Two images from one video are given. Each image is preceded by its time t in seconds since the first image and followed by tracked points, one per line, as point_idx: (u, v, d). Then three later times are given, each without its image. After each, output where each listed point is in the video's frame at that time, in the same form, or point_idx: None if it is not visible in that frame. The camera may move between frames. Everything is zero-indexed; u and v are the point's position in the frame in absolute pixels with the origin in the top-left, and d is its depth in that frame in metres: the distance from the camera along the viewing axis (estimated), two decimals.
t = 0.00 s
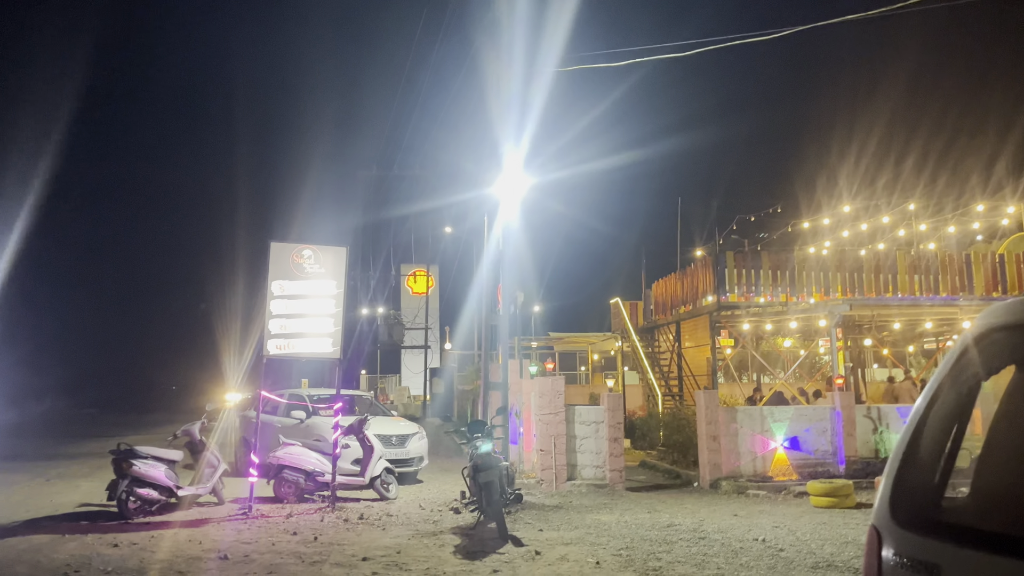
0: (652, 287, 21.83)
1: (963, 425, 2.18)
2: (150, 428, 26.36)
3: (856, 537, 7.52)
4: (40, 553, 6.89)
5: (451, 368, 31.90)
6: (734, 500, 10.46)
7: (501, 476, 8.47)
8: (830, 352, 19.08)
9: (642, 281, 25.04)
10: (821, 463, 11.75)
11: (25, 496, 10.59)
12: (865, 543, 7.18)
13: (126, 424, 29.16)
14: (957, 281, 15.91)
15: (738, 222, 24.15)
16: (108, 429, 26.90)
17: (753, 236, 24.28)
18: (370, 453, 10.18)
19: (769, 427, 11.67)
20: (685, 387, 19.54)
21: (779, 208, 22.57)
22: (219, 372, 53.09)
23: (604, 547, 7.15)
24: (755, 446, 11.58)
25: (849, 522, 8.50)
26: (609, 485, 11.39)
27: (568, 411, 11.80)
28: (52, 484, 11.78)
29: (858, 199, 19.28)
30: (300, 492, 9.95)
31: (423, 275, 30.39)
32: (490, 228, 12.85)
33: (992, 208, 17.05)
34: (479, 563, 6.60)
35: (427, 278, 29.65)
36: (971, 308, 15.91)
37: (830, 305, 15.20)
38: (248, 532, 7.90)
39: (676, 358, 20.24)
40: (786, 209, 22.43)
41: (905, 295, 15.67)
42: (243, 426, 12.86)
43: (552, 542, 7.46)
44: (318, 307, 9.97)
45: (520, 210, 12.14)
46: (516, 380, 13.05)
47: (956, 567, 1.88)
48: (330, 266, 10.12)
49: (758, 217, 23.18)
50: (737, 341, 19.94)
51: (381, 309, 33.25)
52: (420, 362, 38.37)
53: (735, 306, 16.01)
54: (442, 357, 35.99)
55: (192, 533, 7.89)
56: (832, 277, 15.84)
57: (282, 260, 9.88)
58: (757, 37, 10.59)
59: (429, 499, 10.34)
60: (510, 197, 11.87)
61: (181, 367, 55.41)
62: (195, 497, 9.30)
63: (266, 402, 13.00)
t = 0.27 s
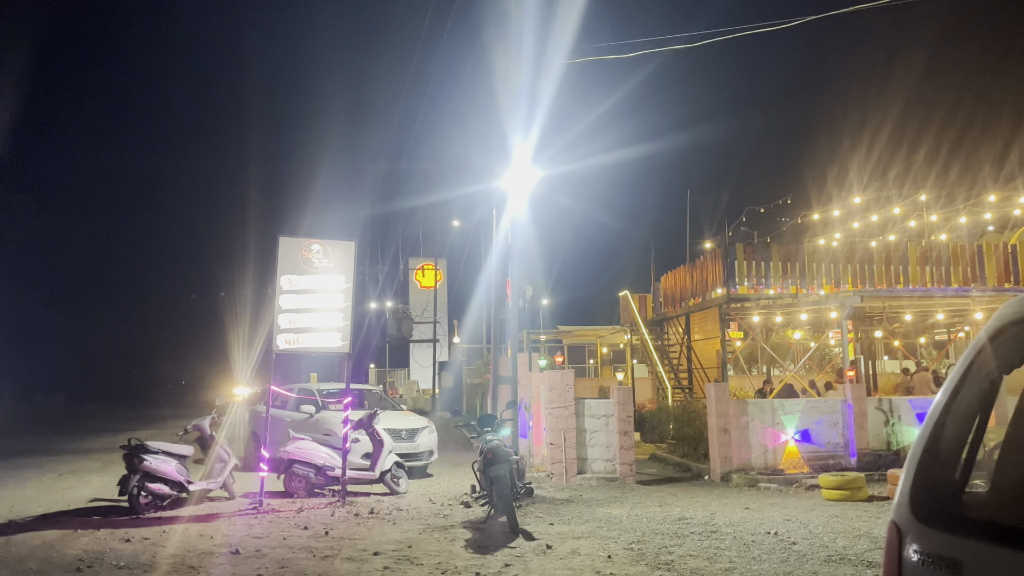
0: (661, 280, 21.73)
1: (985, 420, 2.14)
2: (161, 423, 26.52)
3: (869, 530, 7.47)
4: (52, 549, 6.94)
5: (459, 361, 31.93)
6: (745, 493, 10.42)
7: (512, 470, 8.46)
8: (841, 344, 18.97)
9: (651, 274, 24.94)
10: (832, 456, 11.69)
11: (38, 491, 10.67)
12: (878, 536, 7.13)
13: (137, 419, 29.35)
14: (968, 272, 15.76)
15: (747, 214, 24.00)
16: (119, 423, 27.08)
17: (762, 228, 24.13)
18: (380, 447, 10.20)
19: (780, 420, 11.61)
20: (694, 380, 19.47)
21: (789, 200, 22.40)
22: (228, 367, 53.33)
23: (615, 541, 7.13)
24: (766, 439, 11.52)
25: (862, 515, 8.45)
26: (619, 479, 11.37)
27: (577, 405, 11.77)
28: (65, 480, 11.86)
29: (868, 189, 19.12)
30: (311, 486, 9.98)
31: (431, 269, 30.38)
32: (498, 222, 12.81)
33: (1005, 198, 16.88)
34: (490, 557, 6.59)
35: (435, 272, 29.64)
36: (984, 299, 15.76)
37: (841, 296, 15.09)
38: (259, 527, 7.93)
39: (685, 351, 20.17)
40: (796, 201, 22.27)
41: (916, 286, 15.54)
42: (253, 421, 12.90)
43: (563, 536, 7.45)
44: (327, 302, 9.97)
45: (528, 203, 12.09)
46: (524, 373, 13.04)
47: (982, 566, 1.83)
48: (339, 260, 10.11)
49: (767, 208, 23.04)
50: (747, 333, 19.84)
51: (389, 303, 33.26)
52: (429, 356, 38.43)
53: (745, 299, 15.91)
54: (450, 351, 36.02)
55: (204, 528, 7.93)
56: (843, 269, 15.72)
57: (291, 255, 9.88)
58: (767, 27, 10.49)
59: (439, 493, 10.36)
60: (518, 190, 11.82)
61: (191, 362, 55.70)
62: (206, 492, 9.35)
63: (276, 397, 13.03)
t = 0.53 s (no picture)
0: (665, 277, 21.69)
1: (1001, 416, 2.12)
2: (166, 421, 26.57)
3: (877, 527, 7.44)
4: (60, 548, 6.96)
5: (464, 359, 31.94)
6: (751, 491, 10.40)
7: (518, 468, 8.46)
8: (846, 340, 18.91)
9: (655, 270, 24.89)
10: (838, 453, 11.66)
11: (45, 489, 10.70)
12: (886, 534, 7.11)
13: (141, 417, 29.41)
14: (974, 268, 15.69)
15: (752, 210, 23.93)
16: (124, 422, 27.14)
17: (767, 224, 24.04)
18: (386, 445, 10.21)
19: (786, 417, 11.58)
20: (699, 377, 19.44)
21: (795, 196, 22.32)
22: (232, 365, 53.40)
23: (621, 539, 7.12)
24: (772, 436, 11.50)
25: (869, 512, 8.42)
26: (625, 476, 11.36)
27: (583, 402, 11.76)
28: (71, 478, 11.89)
29: (874, 185, 19.04)
30: (317, 484, 9.99)
31: (435, 267, 30.37)
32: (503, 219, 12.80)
33: (1010, 194, 16.81)
34: (496, 555, 6.59)
35: (439, 270, 29.63)
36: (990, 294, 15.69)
37: (847, 293, 15.04)
38: (265, 525, 7.94)
39: (690, 348, 20.13)
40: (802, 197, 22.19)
41: (922, 282, 15.48)
42: (259, 419, 12.91)
43: (569, 534, 7.44)
44: (332, 300, 9.97)
45: (533, 200, 12.07)
46: (530, 371, 13.03)
47: (998, 565, 1.82)
48: (344, 259, 10.11)
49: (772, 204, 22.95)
50: (752, 330, 19.79)
51: (393, 301, 33.28)
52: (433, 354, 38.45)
53: (750, 295, 15.87)
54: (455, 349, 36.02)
55: (210, 526, 7.95)
56: (848, 265, 15.66)
57: (296, 254, 9.88)
58: (771, 23, 10.45)
59: (445, 491, 10.36)
60: (523, 187, 11.80)
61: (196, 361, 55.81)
62: (212, 490, 9.36)
63: (281, 395, 13.06)
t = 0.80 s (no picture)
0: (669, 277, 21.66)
1: (1013, 416, 2.12)
2: (171, 422, 26.65)
3: (883, 527, 7.42)
4: (67, 547, 6.98)
5: (468, 360, 31.96)
6: (757, 491, 10.38)
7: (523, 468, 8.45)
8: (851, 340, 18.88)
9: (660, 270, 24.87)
10: (844, 453, 11.63)
11: (52, 490, 10.73)
12: (892, 534, 7.09)
13: (146, 418, 29.49)
14: (980, 267, 15.64)
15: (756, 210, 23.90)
16: (129, 422, 27.22)
17: (771, 224, 24.00)
18: (390, 446, 10.22)
19: (791, 417, 11.56)
20: (704, 377, 19.42)
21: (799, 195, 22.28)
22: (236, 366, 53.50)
23: (627, 539, 7.11)
24: (777, 436, 11.47)
25: (875, 512, 8.39)
26: (630, 476, 11.36)
27: (587, 402, 11.75)
28: (78, 479, 11.93)
29: (878, 185, 18.99)
30: (322, 484, 10.01)
31: (439, 267, 30.39)
32: (507, 219, 12.80)
33: (1016, 193, 16.74)
34: (502, 555, 6.59)
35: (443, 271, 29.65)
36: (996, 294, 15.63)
37: (852, 292, 15.00)
38: (271, 525, 7.95)
39: (694, 348, 20.11)
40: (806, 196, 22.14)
41: (927, 282, 15.44)
42: (264, 420, 12.94)
43: (575, 534, 7.44)
44: (337, 300, 9.99)
45: (537, 200, 12.07)
46: (534, 371, 13.03)
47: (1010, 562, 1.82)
48: (349, 259, 10.12)
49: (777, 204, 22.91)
50: (756, 330, 19.77)
51: (397, 302, 33.31)
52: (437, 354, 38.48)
53: (755, 295, 15.85)
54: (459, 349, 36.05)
55: (216, 526, 7.97)
56: (853, 265, 15.63)
57: (301, 254, 9.90)
58: (775, 23, 10.45)
59: (449, 491, 10.37)
60: (528, 187, 11.80)
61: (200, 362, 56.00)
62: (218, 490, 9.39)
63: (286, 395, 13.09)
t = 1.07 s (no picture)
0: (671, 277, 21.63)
1: None
2: (173, 421, 26.66)
3: (887, 528, 7.39)
4: (68, 548, 6.97)
5: (470, 360, 31.94)
6: (759, 492, 10.35)
7: (525, 468, 8.42)
8: (853, 341, 18.84)
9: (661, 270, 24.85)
10: (846, 454, 11.58)
11: (54, 490, 10.73)
12: (896, 534, 7.06)
13: (147, 418, 29.49)
14: (982, 267, 15.59)
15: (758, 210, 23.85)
16: (130, 422, 27.23)
17: (773, 224, 23.96)
18: (392, 446, 10.20)
19: (794, 417, 11.52)
20: (706, 377, 19.39)
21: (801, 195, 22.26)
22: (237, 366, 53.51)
23: (630, 539, 7.09)
24: (780, 437, 11.44)
25: (879, 513, 8.36)
26: (632, 477, 11.33)
27: (589, 402, 11.73)
28: (79, 479, 11.93)
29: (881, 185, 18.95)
30: (324, 485, 9.99)
31: (440, 267, 30.38)
32: (509, 219, 12.78)
33: (1019, 193, 16.70)
34: (504, 556, 6.57)
35: (445, 271, 29.65)
36: (999, 294, 15.58)
37: (854, 292, 14.97)
38: (272, 526, 7.94)
39: (696, 348, 20.08)
40: (808, 196, 22.12)
41: (930, 282, 15.40)
42: (265, 420, 12.92)
43: (577, 535, 7.42)
44: (339, 300, 9.98)
45: (539, 200, 12.05)
46: (536, 371, 13.01)
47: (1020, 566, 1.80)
48: (350, 259, 10.11)
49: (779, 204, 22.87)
50: (758, 330, 19.74)
51: (399, 302, 33.30)
52: (439, 354, 38.49)
53: (757, 295, 15.81)
54: (460, 349, 36.04)
55: (217, 527, 7.96)
56: (855, 265, 15.59)
57: (303, 254, 9.88)
58: (777, 22, 10.42)
59: (451, 492, 10.35)
60: (530, 187, 11.78)
61: (202, 362, 56.09)
62: (219, 491, 9.37)
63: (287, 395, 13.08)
